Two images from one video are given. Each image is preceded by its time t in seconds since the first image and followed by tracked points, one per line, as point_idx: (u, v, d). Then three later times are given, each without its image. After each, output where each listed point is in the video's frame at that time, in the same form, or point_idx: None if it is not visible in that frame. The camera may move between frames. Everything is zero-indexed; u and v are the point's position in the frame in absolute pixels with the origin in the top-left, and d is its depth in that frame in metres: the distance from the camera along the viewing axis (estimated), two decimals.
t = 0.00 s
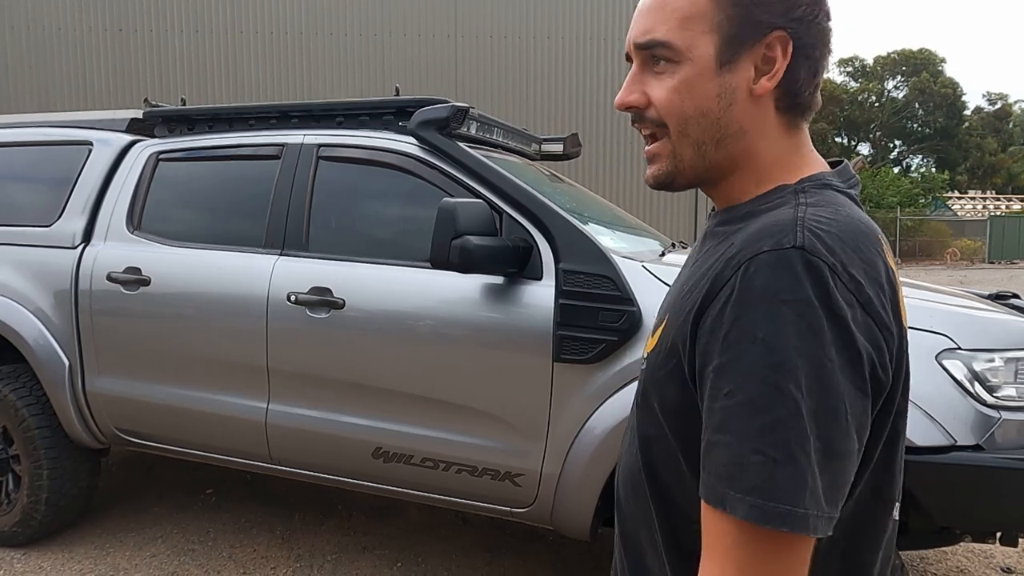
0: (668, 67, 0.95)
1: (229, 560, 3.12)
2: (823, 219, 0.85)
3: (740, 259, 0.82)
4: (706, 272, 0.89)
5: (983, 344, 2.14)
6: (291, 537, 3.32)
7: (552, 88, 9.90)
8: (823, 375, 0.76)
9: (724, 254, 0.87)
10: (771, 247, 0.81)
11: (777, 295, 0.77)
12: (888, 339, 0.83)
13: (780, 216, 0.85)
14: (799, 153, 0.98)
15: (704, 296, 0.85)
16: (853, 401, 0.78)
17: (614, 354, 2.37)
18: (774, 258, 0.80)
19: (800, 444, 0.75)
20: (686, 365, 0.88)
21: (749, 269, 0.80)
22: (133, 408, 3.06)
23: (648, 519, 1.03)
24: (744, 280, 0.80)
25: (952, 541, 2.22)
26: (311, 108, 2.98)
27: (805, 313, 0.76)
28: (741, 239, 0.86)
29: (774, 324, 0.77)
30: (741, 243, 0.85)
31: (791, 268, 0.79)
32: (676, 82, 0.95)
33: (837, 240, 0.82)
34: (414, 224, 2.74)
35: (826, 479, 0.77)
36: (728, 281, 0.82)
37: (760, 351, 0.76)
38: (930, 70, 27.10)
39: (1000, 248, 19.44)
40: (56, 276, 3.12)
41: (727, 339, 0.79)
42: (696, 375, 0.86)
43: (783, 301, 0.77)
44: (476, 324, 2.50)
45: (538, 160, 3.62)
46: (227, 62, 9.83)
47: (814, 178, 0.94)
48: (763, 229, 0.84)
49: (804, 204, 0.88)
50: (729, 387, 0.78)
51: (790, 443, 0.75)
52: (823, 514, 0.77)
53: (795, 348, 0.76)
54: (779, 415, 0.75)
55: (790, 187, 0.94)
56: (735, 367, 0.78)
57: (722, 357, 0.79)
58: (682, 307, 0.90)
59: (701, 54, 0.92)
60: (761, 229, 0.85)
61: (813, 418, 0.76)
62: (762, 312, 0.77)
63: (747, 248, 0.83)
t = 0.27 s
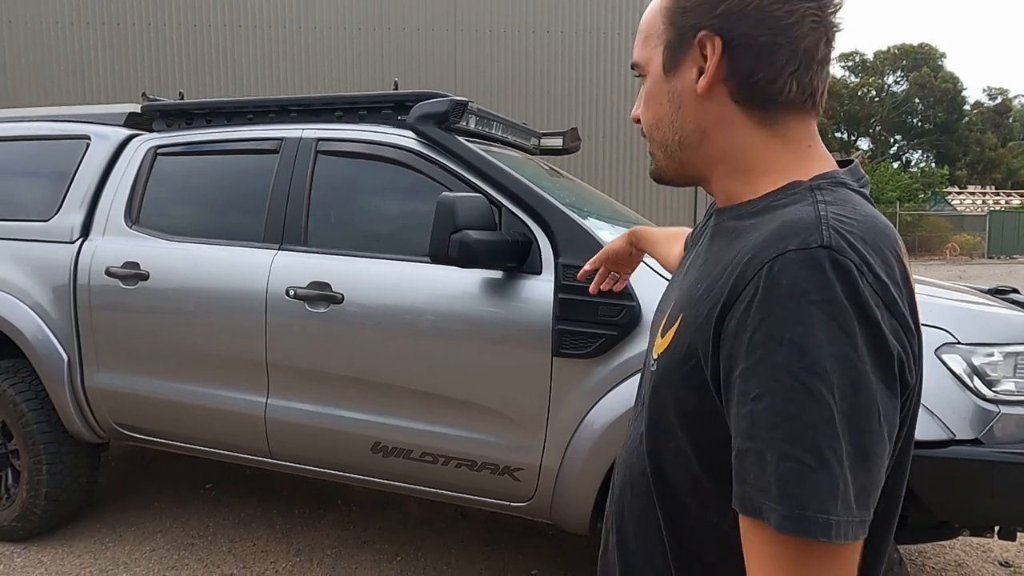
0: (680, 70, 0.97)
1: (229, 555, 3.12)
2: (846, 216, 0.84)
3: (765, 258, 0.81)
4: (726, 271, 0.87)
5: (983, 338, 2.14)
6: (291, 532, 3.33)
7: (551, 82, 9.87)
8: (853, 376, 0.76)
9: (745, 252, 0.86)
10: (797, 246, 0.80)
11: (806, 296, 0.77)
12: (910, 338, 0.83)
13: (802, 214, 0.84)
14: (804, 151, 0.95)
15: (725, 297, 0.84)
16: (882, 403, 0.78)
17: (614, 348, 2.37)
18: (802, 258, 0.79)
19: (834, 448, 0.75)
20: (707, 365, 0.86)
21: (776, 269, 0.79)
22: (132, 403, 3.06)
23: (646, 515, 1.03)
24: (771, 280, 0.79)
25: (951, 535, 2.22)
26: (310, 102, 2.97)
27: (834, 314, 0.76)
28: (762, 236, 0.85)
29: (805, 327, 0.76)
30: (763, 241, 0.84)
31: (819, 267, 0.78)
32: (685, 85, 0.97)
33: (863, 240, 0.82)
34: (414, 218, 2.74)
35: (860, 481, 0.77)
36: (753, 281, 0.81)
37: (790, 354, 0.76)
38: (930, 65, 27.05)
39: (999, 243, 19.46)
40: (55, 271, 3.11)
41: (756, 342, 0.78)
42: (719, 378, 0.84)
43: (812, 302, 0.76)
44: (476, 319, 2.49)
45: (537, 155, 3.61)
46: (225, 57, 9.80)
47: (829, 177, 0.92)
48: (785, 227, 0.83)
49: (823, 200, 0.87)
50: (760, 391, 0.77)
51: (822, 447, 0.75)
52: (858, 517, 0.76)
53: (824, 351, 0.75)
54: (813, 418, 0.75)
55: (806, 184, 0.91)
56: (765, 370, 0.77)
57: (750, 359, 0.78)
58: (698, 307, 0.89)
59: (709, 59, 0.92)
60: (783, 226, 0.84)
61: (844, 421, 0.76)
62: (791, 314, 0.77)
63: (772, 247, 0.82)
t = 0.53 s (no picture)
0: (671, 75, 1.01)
1: (230, 553, 3.12)
2: (808, 212, 0.83)
3: (723, 258, 0.82)
4: (692, 271, 0.88)
5: (984, 336, 2.13)
6: (292, 530, 3.33)
7: (552, 80, 9.87)
8: (813, 374, 0.75)
9: (709, 252, 0.86)
10: (751, 244, 0.80)
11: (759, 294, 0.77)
12: (880, 331, 0.82)
13: (761, 212, 0.84)
14: (790, 149, 0.94)
15: (689, 297, 0.85)
16: (852, 398, 0.76)
17: (614, 346, 2.37)
18: (755, 256, 0.79)
19: (798, 445, 0.74)
20: (677, 365, 0.87)
21: (730, 268, 0.80)
22: (132, 402, 3.06)
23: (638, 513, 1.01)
24: (726, 279, 0.80)
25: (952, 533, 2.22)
26: (310, 100, 2.97)
27: (787, 311, 0.76)
28: (725, 236, 0.86)
29: (758, 325, 0.76)
30: (723, 241, 0.84)
31: (771, 266, 0.78)
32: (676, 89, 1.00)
33: (822, 234, 0.81)
34: (414, 217, 2.73)
35: (830, 479, 0.76)
36: (711, 280, 0.82)
37: (746, 352, 0.76)
38: (930, 63, 27.04)
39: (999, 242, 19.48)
40: (55, 269, 3.11)
41: (715, 341, 0.79)
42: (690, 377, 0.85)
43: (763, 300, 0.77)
44: (476, 317, 2.49)
45: (538, 153, 3.61)
46: (226, 55, 9.79)
47: (813, 176, 0.90)
48: (745, 225, 0.84)
49: (792, 197, 0.87)
50: (719, 391, 0.78)
51: (785, 444, 0.74)
52: (831, 512, 0.75)
53: (778, 348, 0.75)
54: (772, 415, 0.75)
55: (788, 183, 0.90)
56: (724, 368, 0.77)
57: (710, 360, 0.79)
58: (669, 307, 0.90)
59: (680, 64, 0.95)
60: (744, 225, 0.84)
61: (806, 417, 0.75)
62: (745, 312, 0.77)
63: (729, 246, 0.82)
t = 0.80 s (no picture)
0: (693, 65, 0.94)
1: (234, 551, 3.13)
2: (808, 215, 0.82)
3: (720, 255, 0.81)
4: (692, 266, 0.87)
5: (990, 336, 2.12)
6: (296, 529, 3.33)
7: (556, 79, 9.86)
8: (794, 377, 0.74)
9: (709, 249, 0.85)
10: (748, 244, 0.79)
11: (751, 294, 0.76)
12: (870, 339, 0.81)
13: (762, 213, 0.83)
14: (808, 148, 0.96)
15: (685, 292, 0.84)
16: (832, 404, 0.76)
17: (619, 345, 2.36)
18: (751, 256, 0.78)
19: (769, 446, 0.74)
20: (666, 359, 0.87)
21: (726, 266, 0.79)
22: (137, 400, 3.06)
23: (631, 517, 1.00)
24: (720, 277, 0.79)
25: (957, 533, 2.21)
26: (313, 99, 2.97)
27: (777, 312, 0.75)
28: (725, 234, 0.85)
29: (745, 324, 0.75)
30: (724, 239, 0.83)
31: (767, 267, 0.77)
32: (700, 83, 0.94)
33: (822, 238, 0.80)
34: (417, 215, 2.73)
35: (799, 482, 0.76)
36: (706, 276, 0.81)
37: (731, 349, 0.75)
38: (935, 61, 26.96)
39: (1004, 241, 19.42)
40: (59, 268, 3.12)
41: (700, 337, 0.78)
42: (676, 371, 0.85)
43: (756, 300, 0.76)
44: (479, 316, 2.49)
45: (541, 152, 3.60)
46: (230, 54, 9.81)
47: (814, 176, 0.91)
48: (746, 224, 0.83)
49: (794, 199, 0.86)
50: (700, 385, 0.77)
51: (758, 444, 0.74)
52: (797, 515, 0.75)
53: (763, 349, 0.74)
54: (747, 414, 0.74)
55: (796, 182, 0.90)
56: (706, 364, 0.77)
57: (693, 355, 0.79)
58: (667, 300, 0.89)
59: (730, 52, 0.90)
60: (743, 224, 0.83)
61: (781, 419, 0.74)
62: (735, 309, 0.76)
63: (728, 244, 0.81)
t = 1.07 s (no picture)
0: (762, 62, 0.90)
1: (237, 547, 3.13)
2: (861, 237, 0.84)
3: (778, 274, 0.81)
4: (736, 282, 0.87)
5: (994, 332, 2.12)
6: (298, 524, 3.34)
7: (557, 75, 9.84)
8: (856, 401, 0.75)
9: (758, 267, 0.86)
10: (811, 267, 0.80)
11: (814, 316, 0.76)
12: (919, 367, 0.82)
13: (818, 234, 0.84)
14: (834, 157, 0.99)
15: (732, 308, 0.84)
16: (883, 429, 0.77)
17: (621, 341, 2.36)
18: (814, 278, 0.78)
19: (824, 469, 0.74)
20: (708, 374, 0.87)
21: (787, 286, 0.79)
22: (140, 397, 3.07)
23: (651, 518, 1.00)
24: (779, 297, 0.79)
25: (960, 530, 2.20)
26: (315, 95, 2.96)
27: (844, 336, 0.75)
28: (777, 252, 0.85)
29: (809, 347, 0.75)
30: (778, 258, 0.84)
31: (832, 290, 0.77)
32: (758, 83, 0.91)
33: (879, 263, 0.82)
34: (419, 211, 2.73)
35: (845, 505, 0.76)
36: (762, 295, 0.81)
37: (790, 370, 0.75)
38: (938, 57, 26.85)
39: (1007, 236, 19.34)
40: (61, 264, 3.12)
41: (756, 356, 0.78)
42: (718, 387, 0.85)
43: (819, 322, 0.76)
44: (482, 312, 2.49)
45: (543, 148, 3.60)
46: (231, 50, 9.79)
47: (849, 188, 0.94)
48: (802, 245, 0.83)
49: (841, 220, 0.87)
50: (752, 403, 0.77)
51: (809, 467, 0.74)
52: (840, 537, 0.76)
53: (825, 373, 0.74)
54: (800, 436, 0.74)
55: (827, 194, 0.93)
56: (762, 383, 0.77)
57: (746, 374, 0.79)
58: (704, 316, 0.89)
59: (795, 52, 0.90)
60: (798, 244, 0.84)
61: (840, 443, 0.74)
62: (798, 330, 0.76)
63: (786, 263, 0.82)
